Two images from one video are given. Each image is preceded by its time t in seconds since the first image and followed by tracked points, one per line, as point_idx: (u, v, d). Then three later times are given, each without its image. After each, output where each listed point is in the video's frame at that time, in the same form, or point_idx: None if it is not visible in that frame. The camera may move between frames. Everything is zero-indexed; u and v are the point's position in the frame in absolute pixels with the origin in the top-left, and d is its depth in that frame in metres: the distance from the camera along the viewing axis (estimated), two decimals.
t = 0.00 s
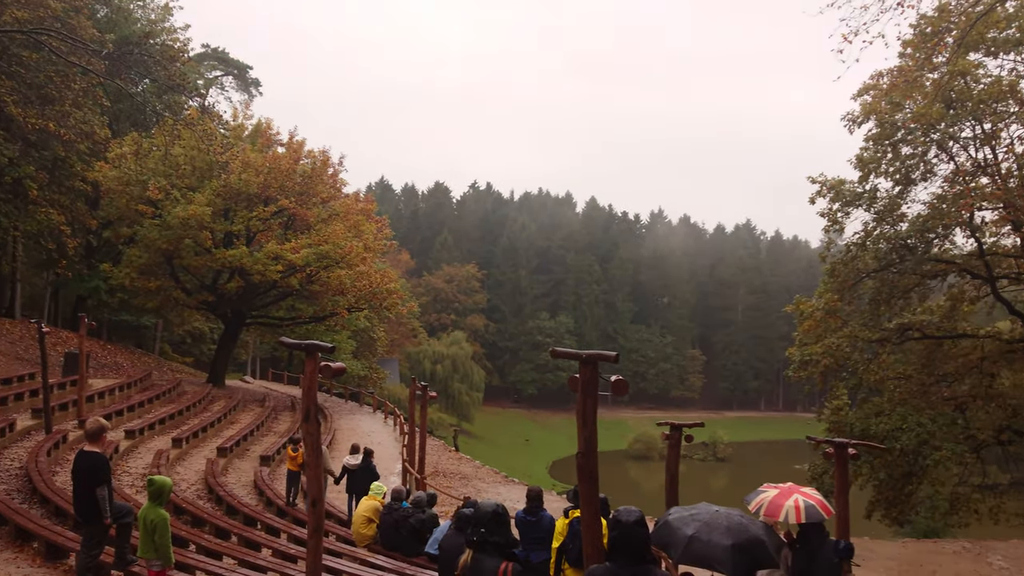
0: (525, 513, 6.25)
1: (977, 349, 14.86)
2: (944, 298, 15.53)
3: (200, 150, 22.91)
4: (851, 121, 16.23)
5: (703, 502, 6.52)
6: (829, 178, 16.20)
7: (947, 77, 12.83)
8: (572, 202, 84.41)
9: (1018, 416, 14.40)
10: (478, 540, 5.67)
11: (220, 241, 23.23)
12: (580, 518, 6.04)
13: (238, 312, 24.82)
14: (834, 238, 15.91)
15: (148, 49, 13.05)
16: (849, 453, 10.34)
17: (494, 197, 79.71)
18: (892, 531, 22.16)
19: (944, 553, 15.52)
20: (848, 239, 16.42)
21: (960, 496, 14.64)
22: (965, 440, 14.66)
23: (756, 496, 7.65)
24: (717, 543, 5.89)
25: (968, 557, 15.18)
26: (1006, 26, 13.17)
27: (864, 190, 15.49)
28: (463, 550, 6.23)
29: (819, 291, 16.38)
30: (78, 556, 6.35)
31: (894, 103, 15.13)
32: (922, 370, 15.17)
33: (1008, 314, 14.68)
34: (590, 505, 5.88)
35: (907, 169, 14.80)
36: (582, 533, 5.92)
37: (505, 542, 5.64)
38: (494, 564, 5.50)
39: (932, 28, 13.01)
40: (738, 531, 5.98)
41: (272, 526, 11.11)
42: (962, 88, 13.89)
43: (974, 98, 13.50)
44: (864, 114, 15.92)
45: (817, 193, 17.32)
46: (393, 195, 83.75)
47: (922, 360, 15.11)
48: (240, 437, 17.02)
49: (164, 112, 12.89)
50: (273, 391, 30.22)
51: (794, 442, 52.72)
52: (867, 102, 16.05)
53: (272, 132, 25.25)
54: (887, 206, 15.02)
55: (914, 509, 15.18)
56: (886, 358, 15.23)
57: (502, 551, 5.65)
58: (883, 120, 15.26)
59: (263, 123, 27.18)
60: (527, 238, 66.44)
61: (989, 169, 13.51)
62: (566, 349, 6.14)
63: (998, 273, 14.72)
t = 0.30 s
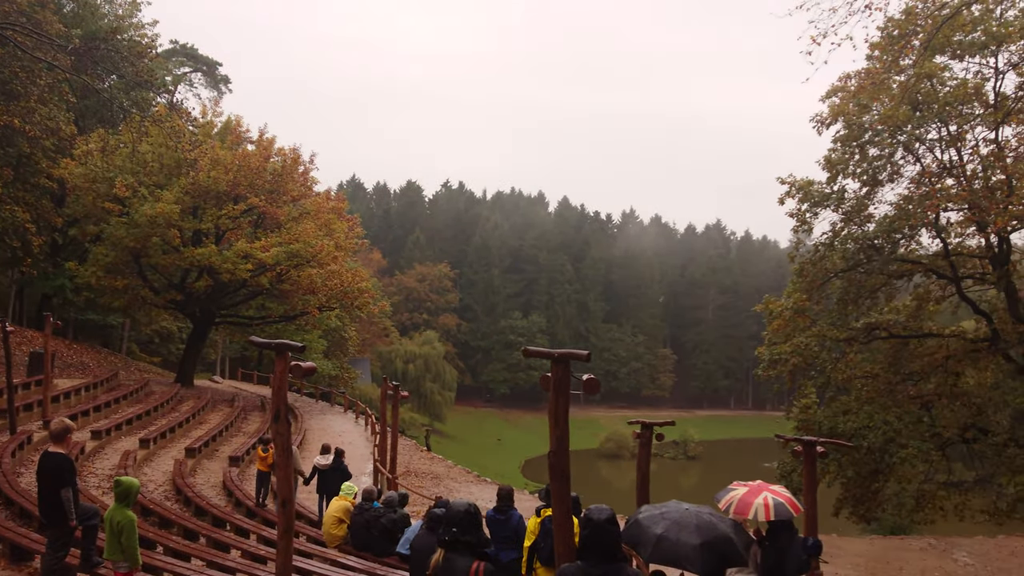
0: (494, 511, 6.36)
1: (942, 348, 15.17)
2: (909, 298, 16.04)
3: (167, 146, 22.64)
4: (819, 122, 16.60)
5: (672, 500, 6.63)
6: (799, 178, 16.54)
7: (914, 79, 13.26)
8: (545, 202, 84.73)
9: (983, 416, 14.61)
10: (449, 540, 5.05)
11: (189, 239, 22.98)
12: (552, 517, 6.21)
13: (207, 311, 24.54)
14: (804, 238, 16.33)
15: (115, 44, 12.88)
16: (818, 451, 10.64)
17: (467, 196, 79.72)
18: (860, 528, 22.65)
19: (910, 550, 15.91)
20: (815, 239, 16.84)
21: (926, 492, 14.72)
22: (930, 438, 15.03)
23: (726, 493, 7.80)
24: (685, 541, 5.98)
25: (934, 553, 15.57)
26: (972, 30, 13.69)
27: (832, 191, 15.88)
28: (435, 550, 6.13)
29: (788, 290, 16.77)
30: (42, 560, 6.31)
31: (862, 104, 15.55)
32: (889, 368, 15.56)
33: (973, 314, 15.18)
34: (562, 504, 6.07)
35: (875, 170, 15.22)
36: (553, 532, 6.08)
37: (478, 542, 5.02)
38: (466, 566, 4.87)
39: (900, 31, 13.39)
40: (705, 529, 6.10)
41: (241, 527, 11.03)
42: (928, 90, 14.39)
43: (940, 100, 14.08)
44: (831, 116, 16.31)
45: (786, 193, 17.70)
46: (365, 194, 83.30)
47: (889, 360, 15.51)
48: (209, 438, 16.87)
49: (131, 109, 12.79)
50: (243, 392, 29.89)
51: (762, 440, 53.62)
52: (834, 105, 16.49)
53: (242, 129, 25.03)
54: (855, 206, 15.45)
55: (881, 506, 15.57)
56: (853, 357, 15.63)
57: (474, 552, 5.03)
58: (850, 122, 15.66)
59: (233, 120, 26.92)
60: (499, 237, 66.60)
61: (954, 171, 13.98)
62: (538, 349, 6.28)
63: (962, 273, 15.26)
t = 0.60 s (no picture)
0: (472, 511, 6.50)
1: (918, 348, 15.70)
2: (886, 297, 16.40)
3: (143, 144, 22.39)
4: (798, 122, 16.89)
5: (652, 500, 6.70)
6: (777, 178, 16.83)
7: (890, 80, 13.58)
8: (524, 201, 84.89)
9: (957, 414, 14.20)
10: (429, 539, 5.13)
11: (165, 238, 22.80)
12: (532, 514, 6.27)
13: (184, 310, 24.32)
14: (782, 237, 16.64)
15: (90, 40, 12.75)
16: (795, 449, 10.87)
17: (447, 195, 79.63)
18: (837, 526, 23.02)
19: (886, 547, 16.22)
20: (792, 239, 17.15)
21: (903, 489, 15.45)
22: (907, 436, 14.48)
23: (704, 492, 7.83)
24: (663, 539, 6.07)
25: (909, 550, 15.88)
26: (948, 31, 14.03)
27: (810, 191, 16.18)
28: (415, 549, 6.14)
29: (766, 289, 17.07)
30: (16, 561, 6.30)
31: (839, 105, 15.91)
32: (866, 366, 15.88)
33: (949, 313, 15.60)
34: (542, 502, 6.11)
35: (851, 169, 15.51)
36: (534, 531, 6.13)
37: (457, 542, 5.12)
38: (446, 565, 4.96)
39: (875, 33, 13.68)
40: (683, 528, 6.17)
41: (218, 527, 10.96)
42: (905, 90, 14.78)
43: (916, 101, 14.37)
44: (809, 117, 16.64)
45: (765, 193, 17.99)
46: (345, 193, 82.84)
47: (866, 358, 15.75)
48: (185, 438, 16.73)
49: (107, 106, 12.72)
50: (220, 391, 29.63)
51: (741, 438, 54.28)
52: (811, 106, 16.80)
53: (219, 126, 24.82)
54: (832, 206, 15.74)
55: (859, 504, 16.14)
56: (831, 356, 15.91)
57: (454, 551, 5.14)
58: (828, 123, 15.97)
59: (211, 117, 26.69)
60: (479, 236, 66.65)
61: (930, 171, 14.31)
62: (518, 347, 6.31)
63: (938, 272, 15.66)
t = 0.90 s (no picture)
0: (454, 510, 6.48)
1: (899, 347, 15.90)
2: (868, 297, 16.65)
3: (124, 142, 22.17)
4: (780, 122, 17.10)
5: (633, 499, 6.47)
6: (760, 179, 17.04)
7: (871, 81, 13.79)
8: (509, 201, 84.98)
9: (937, 413, 14.60)
10: (412, 539, 5.11)
11: (145, 237, 22.61)
12: (516, 514, 6.42)
13: (165, 310, 24.12)
14: (765, 237, 16.86)
15: (69, 37, 12.64)
16: (777, 448, 11.04)
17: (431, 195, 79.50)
18: (819, 524, 23.33)
19: (868, 545, 16.47)
20: (775, 238, 17.35)
21: (885, 488, 15.81)
22: (889, 435, 14.81)
23: (687, 491, 7.94)
24: (647, 539, 5.86)
25: (891, 548, 16.13)
26: (929, 32, 14.28)
27: (793, 191, 16.40)
28: (397, 549, 6.17)
29: (749, 289, 17.28)
30: None
31: (822, 105, 16.13)
32: (848, 365, 16.07)
33: (929, 313, 15.91)
34: (526, 501, 6.18)
35: (834, 169, 15.73)
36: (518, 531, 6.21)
37: (439, 541, 5.12)
38: (429, 565, 4.94)
39: (858, 34, 13.86)
40: (667, 526, 5.97)
41: (199, 528, 10.91)
42: (886, 91, 15.01)
43: (897, 101, 14.60)
44: (792, 117, 16.86)
45: (748, 193, 18.19)
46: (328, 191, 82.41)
47: (847, 358, 15.94)
48: (166, 438, 16.60)
49: (87, 103, 12.61)
50: (202, 391, 29.39)
51: (724, 437, 54.75)
52: (794, 106, 17.01)
53: (201, 124, 24.62)
54: (815, 206, 15.97)
55: (842, 503, 16.30)
56: (814, 355, 16.10)
57: (436, 550, 5.13)
58: (810, 123, 16.20)
59: (192, 115, 26.49)
60: (463, 236, 66.62)
61: (912, 171, 14.56)
62: (501, 346, 6.37)
63: (918, 272, 15.94)
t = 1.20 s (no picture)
0: (438, 510, 6.58)
1: (884, 346, 15.87)
2: (854, 296, 16.82)
3: (109, 140, 22.05)
4: (767, 122, 17.26)
5: (621, 497, 6.52)
6: (747, 178, 17.20)
7: (856, 82, 13.96)
8: (496, 200, 85.01)
9: (923, 411, 14.69)
10: (398, 538, 5.14)
11: (130, 235, 22.48)
12: (502, 513, 6.48)
13: (150, 309, 23.97)
14: (752, 237, 17.00)
15: (54, 34, 12.57)
16: (763, 447, 11.15)
17: (419, 193, 79.35)
18: (805, 523, 23.56)
19: (853, 544, 16.68)
20: (762, 237, 17.50)
21: (870, 487, 16.00)
22: (873, 433, 14.94)
23: (674, 490, 8.04)
24: (634, 537, 5.90)
25: (876, 547, 16.34)
26: (914, 32, 14.50)
27: (779, 191, 16.57)
28: (384, 548, 6.23)
29: (735, 288, 17.46)
30: None
31: (807, 105, 16.32)
32: (833, 365, 16.23)
33: (915, 312, 16.06)
34: (512, 500, 6.24)
35: (820, 169, 15.93)
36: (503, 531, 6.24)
37: (425, 541, 5.15)
38: (415, 564, 4.98)
39: (843, 34, 14.02)
40: (654, 525, 6.02)
41: (185, 528, 10.90)
42: (872, 92, 15.19)
43: (883, 102, 14.82)
44: (778, 117, 17.02)
45: (734, 193, 18.35)
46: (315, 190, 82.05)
47: (832, 357, 16.08)
48: (151, 438, 16.52)
49: (71, 100, 12.55)
50: (188, 390, 29.22)
51: (710, 436, 55.19)
52: (780, 106, 17.16)
53: (187, 122, 24.46)
54: (801, 206, 16.15)
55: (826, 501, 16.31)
56: (800, 354, 16.27)
57: (422, 550, 5.16)
58: (796, 123, 16.38)
59: (178, 113, 26.32)
60: (451, 235, 66.57)
61: (896, 172, 14.78)
62: (489, 345, 6.43)
63: (904, 271, 16.15)
